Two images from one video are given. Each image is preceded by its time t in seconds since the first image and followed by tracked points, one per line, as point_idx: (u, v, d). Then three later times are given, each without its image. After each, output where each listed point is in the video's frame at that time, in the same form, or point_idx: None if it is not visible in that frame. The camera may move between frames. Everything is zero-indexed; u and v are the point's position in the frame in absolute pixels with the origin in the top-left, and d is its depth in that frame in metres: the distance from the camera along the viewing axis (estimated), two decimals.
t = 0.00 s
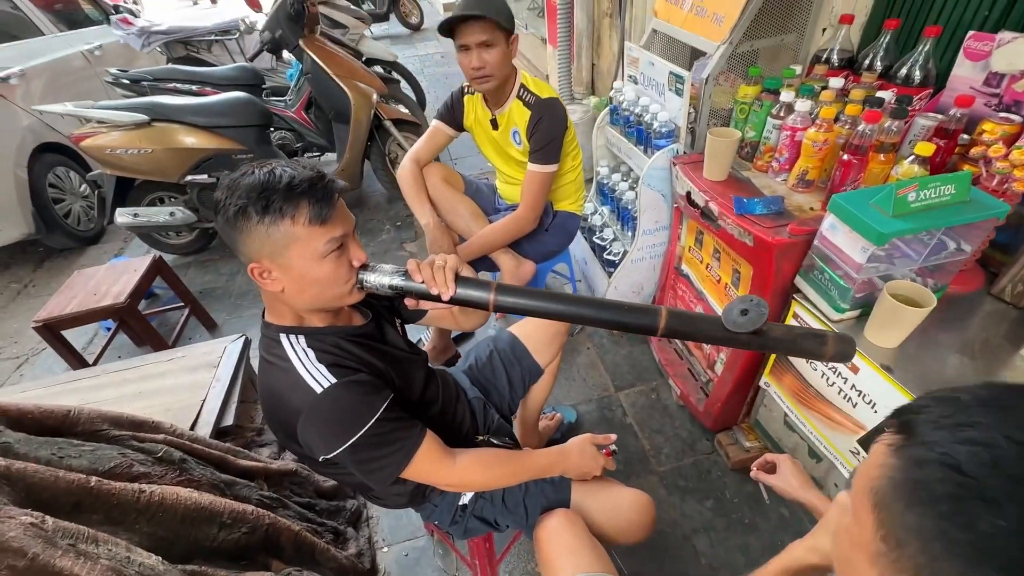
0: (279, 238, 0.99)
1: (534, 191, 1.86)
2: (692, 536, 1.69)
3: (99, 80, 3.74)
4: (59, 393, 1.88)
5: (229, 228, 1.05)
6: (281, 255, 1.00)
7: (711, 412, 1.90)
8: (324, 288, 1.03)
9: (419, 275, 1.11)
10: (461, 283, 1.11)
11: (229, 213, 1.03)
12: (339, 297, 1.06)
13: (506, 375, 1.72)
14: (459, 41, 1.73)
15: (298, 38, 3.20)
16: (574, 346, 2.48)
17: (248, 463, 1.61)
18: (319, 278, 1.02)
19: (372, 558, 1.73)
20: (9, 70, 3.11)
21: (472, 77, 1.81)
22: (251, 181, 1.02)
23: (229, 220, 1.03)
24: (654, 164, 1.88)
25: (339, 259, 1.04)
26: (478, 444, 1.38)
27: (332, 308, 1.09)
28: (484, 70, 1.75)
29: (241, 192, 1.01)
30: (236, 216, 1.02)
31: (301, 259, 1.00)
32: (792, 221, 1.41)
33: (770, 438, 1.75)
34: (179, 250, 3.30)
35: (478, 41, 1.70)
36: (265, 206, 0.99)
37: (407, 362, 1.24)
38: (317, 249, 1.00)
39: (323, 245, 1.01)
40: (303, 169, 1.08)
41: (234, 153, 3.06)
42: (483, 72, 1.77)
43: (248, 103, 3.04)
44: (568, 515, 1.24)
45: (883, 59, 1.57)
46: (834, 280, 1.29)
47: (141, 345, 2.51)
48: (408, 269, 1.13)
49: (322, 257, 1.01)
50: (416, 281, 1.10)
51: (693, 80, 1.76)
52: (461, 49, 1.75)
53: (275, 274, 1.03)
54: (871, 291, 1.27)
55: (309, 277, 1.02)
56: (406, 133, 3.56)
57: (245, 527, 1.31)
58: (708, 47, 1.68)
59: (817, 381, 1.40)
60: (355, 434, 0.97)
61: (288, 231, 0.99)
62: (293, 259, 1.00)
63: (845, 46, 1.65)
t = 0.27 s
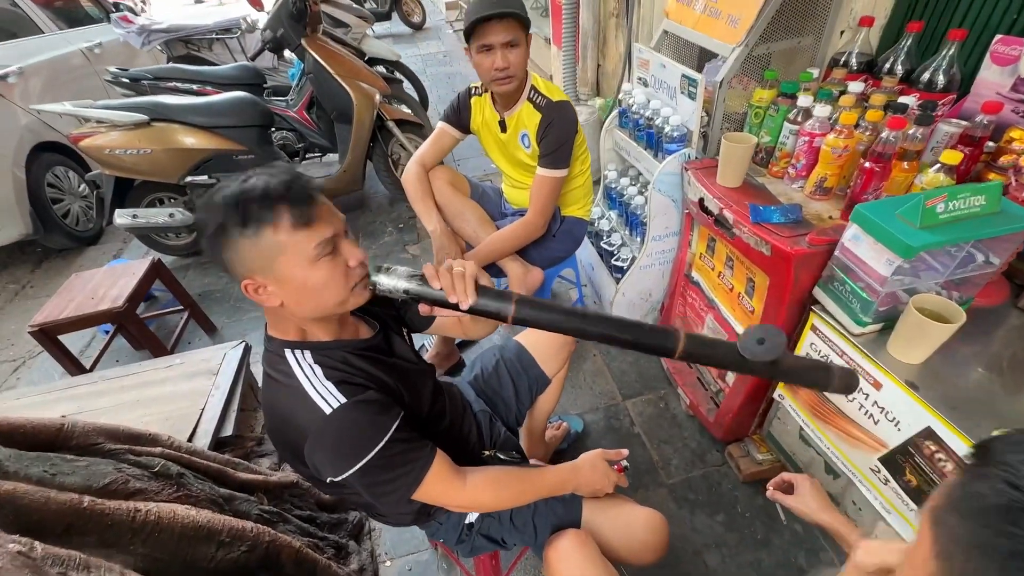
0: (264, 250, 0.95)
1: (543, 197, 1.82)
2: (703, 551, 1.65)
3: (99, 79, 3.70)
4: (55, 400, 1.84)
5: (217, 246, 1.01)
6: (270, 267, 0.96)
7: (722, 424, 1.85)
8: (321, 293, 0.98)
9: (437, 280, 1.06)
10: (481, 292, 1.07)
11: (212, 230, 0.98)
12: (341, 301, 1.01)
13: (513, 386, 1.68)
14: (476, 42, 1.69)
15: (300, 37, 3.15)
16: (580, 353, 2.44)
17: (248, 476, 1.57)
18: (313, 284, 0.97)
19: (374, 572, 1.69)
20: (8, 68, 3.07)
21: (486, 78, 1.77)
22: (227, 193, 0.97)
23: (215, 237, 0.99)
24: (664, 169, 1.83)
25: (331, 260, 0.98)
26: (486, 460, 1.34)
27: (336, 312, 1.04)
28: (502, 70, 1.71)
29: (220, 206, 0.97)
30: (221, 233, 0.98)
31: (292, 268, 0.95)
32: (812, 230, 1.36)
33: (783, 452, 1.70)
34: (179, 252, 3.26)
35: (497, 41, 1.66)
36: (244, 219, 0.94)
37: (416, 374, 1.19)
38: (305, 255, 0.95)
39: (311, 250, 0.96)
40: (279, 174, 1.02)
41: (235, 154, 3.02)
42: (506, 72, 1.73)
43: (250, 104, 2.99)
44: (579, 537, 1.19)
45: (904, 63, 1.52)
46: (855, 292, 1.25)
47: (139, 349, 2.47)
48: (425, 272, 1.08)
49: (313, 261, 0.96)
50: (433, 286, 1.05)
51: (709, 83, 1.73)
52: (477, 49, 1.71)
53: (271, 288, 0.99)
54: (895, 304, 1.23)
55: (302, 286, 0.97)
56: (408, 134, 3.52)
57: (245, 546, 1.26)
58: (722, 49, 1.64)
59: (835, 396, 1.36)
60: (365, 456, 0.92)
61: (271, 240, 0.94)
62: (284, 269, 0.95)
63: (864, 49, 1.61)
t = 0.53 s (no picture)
0: (209, 274, 0.90)
1: (553, 201, 1.77)
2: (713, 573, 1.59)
3: (93, 77, 3.63)
4: (42, 409, 1.77)
5: (180, 310, 0.98)
6: (227, 292, 0.91)
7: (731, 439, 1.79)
8: (287, 286, 0.92)
9: (517, 281, 1.07)
10: (554, 302, 1.09)
11: (158, 295, 0.95)
12: (318, 289, 0.95)
13: (518, 399, 1.62)
14: (495, 37, 1.63)
15: (300, 38, 3.09)
16: (583, 362, 2.39)
17: (241, 492, 1.51)
18: (273, 281, 0.91)
19: None
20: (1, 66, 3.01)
21: (503, 77, 1.71)
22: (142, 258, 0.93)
23: (169, 300, 0.96)
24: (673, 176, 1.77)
25: (272, 247, 0.92)
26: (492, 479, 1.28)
27: (325, 303, 0.97)
28: (521, 69, 1.65)
29: (149, 271, 0.93)
30: (168, 292, 0.94)
31: (242, 275, 0.90)
32: (831, 242, 1.31)
33: (795, 470, 1.64)
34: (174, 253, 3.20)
35: (518, 36, 1.61)
36: (169, 262, 0.90)
37: (427, 386, 1.13)
38: (242, 256, 0.89)
39: (245, 248, 0.89)
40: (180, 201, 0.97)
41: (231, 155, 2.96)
42: (523, 71, 1.67)
43: (246, 103, 2.92)
44: (590, 564, 1.13)
45: (924, 69, 1.47)
46: (878, 308, 1.20)
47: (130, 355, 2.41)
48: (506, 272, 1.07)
49: (257, 257, 0.90)
50: (514, 287, 1.05)
51: (721, 88, 1.67)
52: (496, 44, 1.65)
53: (248, 309, 0.93)
54: (921, 321, 1.17)
55: (261, 288, 0.91)
56: (408, 137, 3.47)
57: (235, 569, 1.20)
58: (734, 53, 1.60)
59: (855, 415, 1.30)
60: (380, 477, 0.86)
61: (204, 266, 0.89)
62: (236, 284, 0.90)
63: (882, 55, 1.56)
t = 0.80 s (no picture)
0: (244, 284, 0.87)
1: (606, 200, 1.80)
2: None
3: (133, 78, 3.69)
4: (79, 404, 1.78)
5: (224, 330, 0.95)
6: (265, 300, 0.88)
7: (772, 455, 1.72)
8: (323, 285, 0.88)
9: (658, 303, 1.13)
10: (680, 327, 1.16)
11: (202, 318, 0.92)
12: (354, 284, 0.91)
13: (554, 408, 1.58)
14: (555, 30, 1.64)
15: (334, 40, 3.10)
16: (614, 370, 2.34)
17: (274, 493, 1.51)
18: (308, 281, 0.87)
19: None
20: (46, 68, 3.09)
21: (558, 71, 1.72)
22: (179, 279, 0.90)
23: (212, 322, 0.93)
24: (716, 182, 1.72)
25: (302, 246, 0.88)
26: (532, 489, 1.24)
27: (363, 293, 0.93)
28: (578, 63, 1.67)
29: (187, 291, 0.90)
30: (210, 313, 0.91)
31: (277, 279, 0.87)
32: (892, 252, 1.26)
33: (841, 489, 1.57)
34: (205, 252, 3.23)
35: (578, 30, 1.62)
36: (205, 277, 0.87)
37: (474, 389, 1.10)
38: (274, 259, 0.86)
39: (276, 251, 0.86)
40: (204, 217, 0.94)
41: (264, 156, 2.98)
42: (580, 66, 1.68)
43: (280, 105, 2.94)
44: None
45: (992, 73, 1.40)
46: (945, 323, 1.13)
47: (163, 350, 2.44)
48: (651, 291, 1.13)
49: (289, 259, 0.87)
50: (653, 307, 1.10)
51: (771, 91, 1.62)
52: (555, 37, 1.66)
53: (292, 315, 0.89)
54: (992, 338, 1.10)
55: (297, 291, 0.87)
56: (437, 140, 3.47)
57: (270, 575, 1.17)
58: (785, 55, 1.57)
59: (915, 436, 1.24)
60: (438, 480, 0.83)
61: (239, 277, 0.86)
62: (273, 289, 0.87)
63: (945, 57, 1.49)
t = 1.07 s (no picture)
0: (314, 286, 0.85)
1: (683, 198, 1.82)
2: None
3: (190, 84, 3.82)
4: (134, 394, 1.83)
5: (293, 334, 0.93)
6: (336, 299, 0.85)
7: (842, 482, 1.60)
8: (394, 280, 0.85)
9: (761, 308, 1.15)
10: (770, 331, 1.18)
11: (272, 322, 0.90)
12: (423, 278, 0.87)
13: (611, 420, 1.50)
14: (636, 25, 1.63)
15: (385, 45, 3.21)
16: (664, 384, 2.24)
17: (321, 494, 1.50)
18: (378, 278, 0.84)
19: None
20: (113, 72, 3.19)
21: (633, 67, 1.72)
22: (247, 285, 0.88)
23: (282, 326, 0.91)
24: (786, 189, 1.65)
25: (372, 241, 0.86)
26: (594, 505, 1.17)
27: (436, 289, 0.90)
28: (658, 59, 1.66)
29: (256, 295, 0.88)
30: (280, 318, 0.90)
31: (348, 276, 0.84)
32: (999, 267, 1.15)
33: (920, 523, 1.44)
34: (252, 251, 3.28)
35: (659, 26, 1.62)
36: (274, 279, 0.85)
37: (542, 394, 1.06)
38: (343, 255, 0.84)
39: (346, 248, 0.84)
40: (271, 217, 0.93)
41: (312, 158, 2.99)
42: (659, 63, 1.68)
43: (330, 110, 2.96)
44: None
45: None
46: None
47: (213, 345, 2.48)
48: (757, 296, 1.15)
49: (359, 255, 0.85)
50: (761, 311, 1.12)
51: (851, 93, 1.53)
52: (634, 32, 1.65)
53: (363, 314, 0.87)
54: None
55: (367, 288, 0.85)
56: (482, 146, 3.47)
57: None
58: (871, 56, 1.53)
59: (1021, 470, 1.14)
60: (523, 486, 0.80)
61: (310, 276, 0.84)
62: (343, 287, 0.84)
63: None
